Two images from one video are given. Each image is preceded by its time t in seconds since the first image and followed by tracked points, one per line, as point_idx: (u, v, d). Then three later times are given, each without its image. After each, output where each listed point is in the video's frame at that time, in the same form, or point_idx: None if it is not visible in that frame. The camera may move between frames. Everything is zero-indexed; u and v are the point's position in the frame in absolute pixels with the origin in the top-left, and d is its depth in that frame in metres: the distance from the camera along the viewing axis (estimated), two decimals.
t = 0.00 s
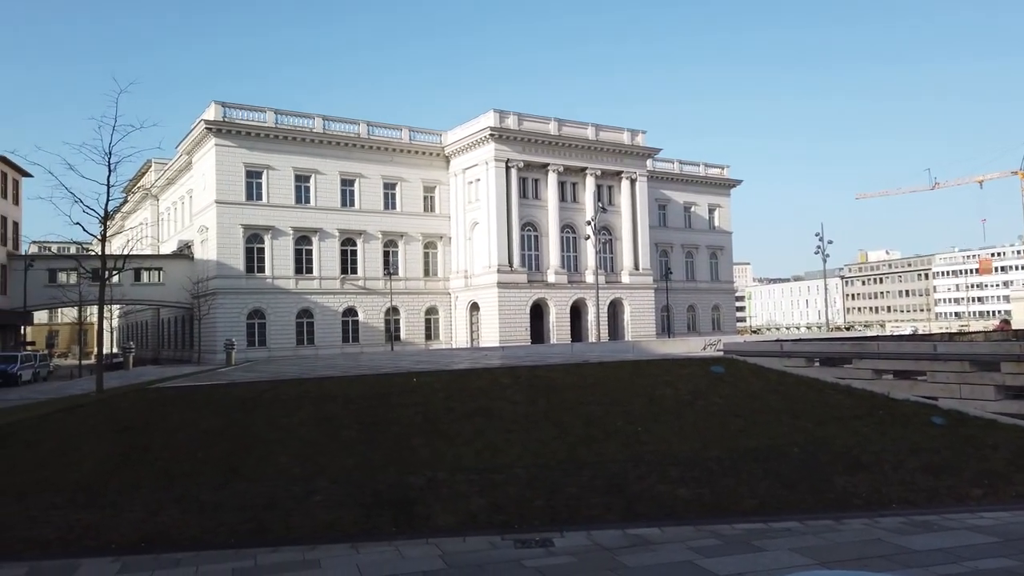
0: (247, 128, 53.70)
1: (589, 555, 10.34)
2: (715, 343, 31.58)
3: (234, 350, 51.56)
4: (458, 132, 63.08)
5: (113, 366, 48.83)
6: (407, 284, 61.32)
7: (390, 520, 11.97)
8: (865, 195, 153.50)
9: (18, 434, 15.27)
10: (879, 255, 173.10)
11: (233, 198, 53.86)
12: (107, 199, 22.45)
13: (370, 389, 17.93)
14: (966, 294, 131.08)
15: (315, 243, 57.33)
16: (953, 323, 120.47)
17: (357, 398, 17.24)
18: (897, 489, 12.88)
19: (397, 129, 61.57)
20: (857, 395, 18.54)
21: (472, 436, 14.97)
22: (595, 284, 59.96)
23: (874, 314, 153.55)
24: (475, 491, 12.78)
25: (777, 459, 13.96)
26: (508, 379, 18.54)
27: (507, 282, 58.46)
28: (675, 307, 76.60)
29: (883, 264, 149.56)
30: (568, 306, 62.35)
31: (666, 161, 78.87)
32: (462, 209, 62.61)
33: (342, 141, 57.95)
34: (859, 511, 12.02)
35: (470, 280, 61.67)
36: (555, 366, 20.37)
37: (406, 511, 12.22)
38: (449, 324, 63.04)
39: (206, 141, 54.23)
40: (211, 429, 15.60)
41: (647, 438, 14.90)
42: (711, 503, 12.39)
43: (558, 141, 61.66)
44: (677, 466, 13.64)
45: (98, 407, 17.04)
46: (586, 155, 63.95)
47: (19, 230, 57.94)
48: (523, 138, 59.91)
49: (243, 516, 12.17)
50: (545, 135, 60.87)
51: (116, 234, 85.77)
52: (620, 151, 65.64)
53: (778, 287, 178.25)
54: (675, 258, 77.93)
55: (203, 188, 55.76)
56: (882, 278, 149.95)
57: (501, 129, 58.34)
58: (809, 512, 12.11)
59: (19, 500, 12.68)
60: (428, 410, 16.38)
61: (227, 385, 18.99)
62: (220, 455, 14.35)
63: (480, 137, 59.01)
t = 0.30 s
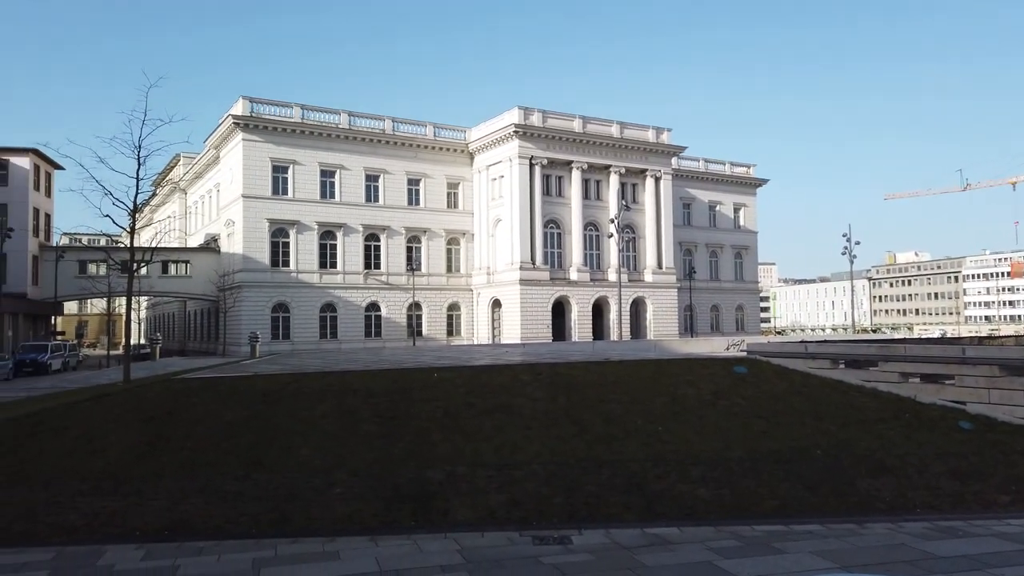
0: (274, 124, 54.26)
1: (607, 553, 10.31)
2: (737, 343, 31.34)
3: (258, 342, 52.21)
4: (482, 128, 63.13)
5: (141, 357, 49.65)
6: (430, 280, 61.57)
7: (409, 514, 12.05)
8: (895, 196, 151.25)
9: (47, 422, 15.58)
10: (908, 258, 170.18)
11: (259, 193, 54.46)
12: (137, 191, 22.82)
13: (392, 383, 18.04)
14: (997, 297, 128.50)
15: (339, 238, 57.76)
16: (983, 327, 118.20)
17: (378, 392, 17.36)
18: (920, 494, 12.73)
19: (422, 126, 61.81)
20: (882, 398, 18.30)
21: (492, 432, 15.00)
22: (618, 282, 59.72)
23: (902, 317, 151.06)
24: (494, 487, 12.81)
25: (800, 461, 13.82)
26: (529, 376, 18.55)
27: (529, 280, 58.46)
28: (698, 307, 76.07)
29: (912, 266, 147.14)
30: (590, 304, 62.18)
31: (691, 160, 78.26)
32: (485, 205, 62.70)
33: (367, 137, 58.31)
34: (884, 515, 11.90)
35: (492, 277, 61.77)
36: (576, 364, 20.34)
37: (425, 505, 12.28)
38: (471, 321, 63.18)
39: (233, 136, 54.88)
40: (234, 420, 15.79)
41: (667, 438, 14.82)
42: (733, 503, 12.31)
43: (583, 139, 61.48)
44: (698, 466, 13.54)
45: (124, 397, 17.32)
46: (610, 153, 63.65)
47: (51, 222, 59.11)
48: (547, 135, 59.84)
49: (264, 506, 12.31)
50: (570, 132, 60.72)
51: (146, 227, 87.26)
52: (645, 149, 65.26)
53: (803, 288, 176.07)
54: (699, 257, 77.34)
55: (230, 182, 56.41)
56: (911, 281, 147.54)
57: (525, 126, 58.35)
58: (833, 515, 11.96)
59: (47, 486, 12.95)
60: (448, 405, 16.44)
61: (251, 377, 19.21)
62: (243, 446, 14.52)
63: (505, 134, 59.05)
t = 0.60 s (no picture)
0: (292, 119, 54.59)
1: (617, 550, 10.32)
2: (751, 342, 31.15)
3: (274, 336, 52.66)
4: (498, 124, 63.09)
5: (158, 349, 50.22)
6: (445, 276, 61.72)
7: (420, 509, 12.13)
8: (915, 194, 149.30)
9: (64, 413, 15.80)
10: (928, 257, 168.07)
11: (276, 187, 54.84)
12: (154, 186, 23.06)
13: (404, 378, 18.13)
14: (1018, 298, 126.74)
15: (355, 233, 58.03)
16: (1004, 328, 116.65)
17: (391, 387, 17.45)
18: (935, 497, 12.62)
19: (438, 121, 61.90)
20: (897, 399, 18.16)
21: (503, 428, 15.03)
22: (632, 279, 59.56)
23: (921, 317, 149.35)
24: (505, 483, 12.87)
25: (812, 462, 13.75)
26: (541, 372, 18.56)
27: (543, 276, 58.44)
28: (713, 305, 75.68)
29: (931, 266, 145.36)
30: (604, 301, 62.06)
31: (708, 157, 77.74)
32: (500, 202, 62.70)
33: (384, 132, 58.50)
34: (897, 517, 11.83)
35: (507, 273, 61.81)
36: (588, 361, 20.33)
37: (436, 500, 12.35)
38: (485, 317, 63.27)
39: (251, 131, 55.29)
40: (249, 413, 15.94)
41: (679, 436, 14.79)
42: (744, 502, 12.28)
43: (599, 135, 61.28)
44: (709, 464, 13.51)
45: (140, 389, 17.53)
46: (626, 150, 63.38)
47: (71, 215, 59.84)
48: (563, 132, 59.71)
49: (278, 499, 12.44)
50: (586, 129, 60.55)
51: (165, 221, 88.19)
52: (661, 146, 64.92)
53: (821, 287, 174.55)
54: (714, 255, 76.91)
55: (247, 177, 56.87)
56: (930, 280, 145.80)
57: (541, 123, 58.27)
58: (845, 516, 11.90)
59: (64, 476, 13.15)
60: (460, 401, 16.49)
61: (264, 370, 19.38)
62: (256, 439, 14.67)
63: (521, 130, 58.99)
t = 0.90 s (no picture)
0: (303, 118, 54.84)
1: (625, 550, 10.30)
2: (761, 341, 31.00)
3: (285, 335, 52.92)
4: (508, 124, 63.08)
5: (170, 348, 50.58)
6: (454, 275, 61.79)
7: (429, 507, 12.16)
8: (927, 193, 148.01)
9: (76, 411, 15.93)
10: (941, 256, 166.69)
11: (287, 187, 55.08)
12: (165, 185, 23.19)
13: (413, 377, 18.17)
14: None
15: (365, 233, 58.20)
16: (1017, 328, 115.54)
17: (400, 386, 17.48)
18: (946, 498, 12.53)
19: (448, 121, 61.96)
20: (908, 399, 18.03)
21: (511, 427, 15.04)
22: (642, 279, 59.48)
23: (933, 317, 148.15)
24: (513, 482, 12.87)
25: (822, 462, 13.67)
26: (550, 372, 18.54)
27: (553, 276, 58.41)
28: (723, 305, 75.38)
29: (944, 266, 144.17)
30: (614, 301, 61.95)
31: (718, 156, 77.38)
32: (510, 201, 62.68)
33: (394, 132, 58.63)
34: (908, 518, 11.75)
35: (516, 272, 61.80)
36: (597, 360, 20.30)
37: (445, 498, 12.37)
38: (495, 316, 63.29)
39: (262, 130, 55.57)
40: (258, 411, 16.03)
41: (688, 436, 14.75)
42: (754, 503, 12.23)
43: (608, 135, 61.18)
44: (718, 464, 13.46)
45: (151, 387, 17.65)
46: (636, 149, 63.21)
47: (83, 215, 60.29)
48: (573, 131, 59.65)
49: (287, 497, 12.50)
50: (595, 128, 60.47)
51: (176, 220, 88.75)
52: (671, 145, 64.70)
53: (832, 287, 173.48)
54: (725, 255, 76.61)
55: (258, 176, 57.15)
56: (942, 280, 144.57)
57: (551, 122, 58.22)
58: (856, 517, 11.82)
59: (75, 473, 13.25)
60: (469, 400, 16.51)
61: (274, 369, 19.44)
62: (265, 437, 14.74)
63: (531, 130, 58.98)
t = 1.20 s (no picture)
0: (313, 117, 55.05)
1: (634, 548, 10.29)
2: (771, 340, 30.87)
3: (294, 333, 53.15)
4: (517, 122, 63.07)
5: (180, 345, 50.88)
6: (463, 273, 61.87)
7: (437, 505, 12.18)
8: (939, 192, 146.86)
9: (88, 408, 16.05)
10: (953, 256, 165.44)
11: (297, 185, 55.29)
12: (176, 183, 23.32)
13: (422, 376, 18.20)
14: None
15: (374, 231, 58.35)
16: None
17: (409, 384, 17.52)
18: (957, 499, 12.45)
19: (457, 120, 62.01)
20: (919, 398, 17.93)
21: (520, 425, 15.04)
22: (651, 277, 59.40)
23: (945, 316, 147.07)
24: (522, 480, 12.88)
25: (832, 461, 13.60)
26: (558, 370, 18.53)
27: (562, 274, 58.37)
28: (732, 304, 75.13)
29: (956, 265, 143.07)
30: (623, 299, 61.84)
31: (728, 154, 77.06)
32: (519, 200, 62.68)
33: (403, 130, 58.74)
34: (918, 518, 11.67)
35: (525, 271, 61.78)
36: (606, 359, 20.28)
37: (453, 496, 12.40)
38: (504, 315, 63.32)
39: (272, 129, 55.83)
40: (268, 408, 16.10)
41: (697, 435, 14.71)
42: (763, 502, 12.20)
43: (618, 133, 61.09)
44: (727, 464, 13.42)
45: (162, 384, 17.76)
46: (646, 147, 63.07)
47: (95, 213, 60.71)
48: (582, 129, 59.60)
49: (297, 494, 12.56)
50: (605, 126, 60.39)
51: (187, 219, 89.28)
52: (681, 143, 64.48)
53: (842, 286, 172.49)
54: (735, 254, 76.34)
55: (268, 175, 57.39)
56: (954, 280, 143.46)
57: (560, 120, 58.19)
58: (866, 517, 11.76)
59: (87, 470, 13.34)
60: (478, 398, 16.52)
61: (283, 367, 19.52)
62: (275, 434, 14.81)
63: (540, 128, 58.98)
